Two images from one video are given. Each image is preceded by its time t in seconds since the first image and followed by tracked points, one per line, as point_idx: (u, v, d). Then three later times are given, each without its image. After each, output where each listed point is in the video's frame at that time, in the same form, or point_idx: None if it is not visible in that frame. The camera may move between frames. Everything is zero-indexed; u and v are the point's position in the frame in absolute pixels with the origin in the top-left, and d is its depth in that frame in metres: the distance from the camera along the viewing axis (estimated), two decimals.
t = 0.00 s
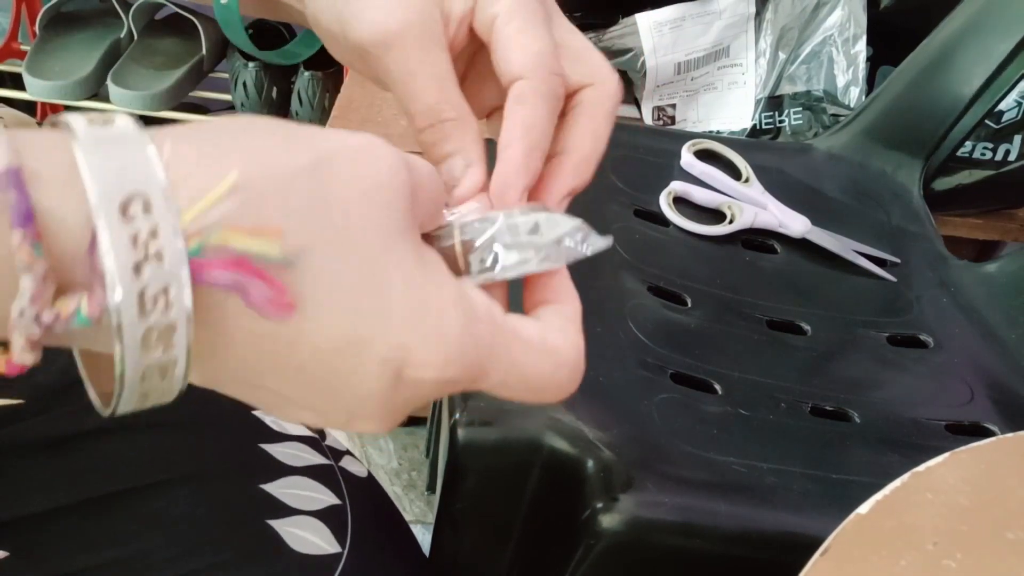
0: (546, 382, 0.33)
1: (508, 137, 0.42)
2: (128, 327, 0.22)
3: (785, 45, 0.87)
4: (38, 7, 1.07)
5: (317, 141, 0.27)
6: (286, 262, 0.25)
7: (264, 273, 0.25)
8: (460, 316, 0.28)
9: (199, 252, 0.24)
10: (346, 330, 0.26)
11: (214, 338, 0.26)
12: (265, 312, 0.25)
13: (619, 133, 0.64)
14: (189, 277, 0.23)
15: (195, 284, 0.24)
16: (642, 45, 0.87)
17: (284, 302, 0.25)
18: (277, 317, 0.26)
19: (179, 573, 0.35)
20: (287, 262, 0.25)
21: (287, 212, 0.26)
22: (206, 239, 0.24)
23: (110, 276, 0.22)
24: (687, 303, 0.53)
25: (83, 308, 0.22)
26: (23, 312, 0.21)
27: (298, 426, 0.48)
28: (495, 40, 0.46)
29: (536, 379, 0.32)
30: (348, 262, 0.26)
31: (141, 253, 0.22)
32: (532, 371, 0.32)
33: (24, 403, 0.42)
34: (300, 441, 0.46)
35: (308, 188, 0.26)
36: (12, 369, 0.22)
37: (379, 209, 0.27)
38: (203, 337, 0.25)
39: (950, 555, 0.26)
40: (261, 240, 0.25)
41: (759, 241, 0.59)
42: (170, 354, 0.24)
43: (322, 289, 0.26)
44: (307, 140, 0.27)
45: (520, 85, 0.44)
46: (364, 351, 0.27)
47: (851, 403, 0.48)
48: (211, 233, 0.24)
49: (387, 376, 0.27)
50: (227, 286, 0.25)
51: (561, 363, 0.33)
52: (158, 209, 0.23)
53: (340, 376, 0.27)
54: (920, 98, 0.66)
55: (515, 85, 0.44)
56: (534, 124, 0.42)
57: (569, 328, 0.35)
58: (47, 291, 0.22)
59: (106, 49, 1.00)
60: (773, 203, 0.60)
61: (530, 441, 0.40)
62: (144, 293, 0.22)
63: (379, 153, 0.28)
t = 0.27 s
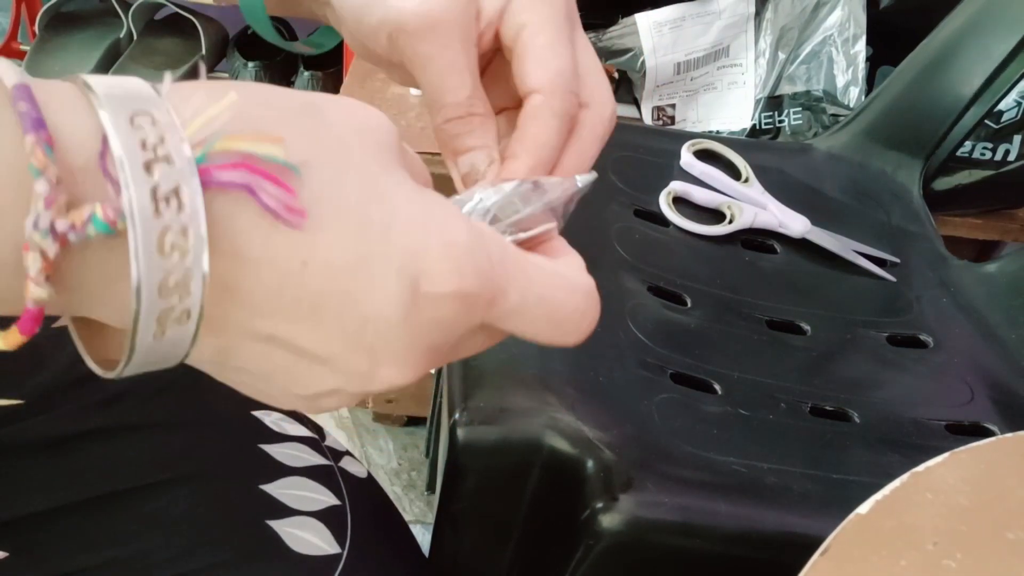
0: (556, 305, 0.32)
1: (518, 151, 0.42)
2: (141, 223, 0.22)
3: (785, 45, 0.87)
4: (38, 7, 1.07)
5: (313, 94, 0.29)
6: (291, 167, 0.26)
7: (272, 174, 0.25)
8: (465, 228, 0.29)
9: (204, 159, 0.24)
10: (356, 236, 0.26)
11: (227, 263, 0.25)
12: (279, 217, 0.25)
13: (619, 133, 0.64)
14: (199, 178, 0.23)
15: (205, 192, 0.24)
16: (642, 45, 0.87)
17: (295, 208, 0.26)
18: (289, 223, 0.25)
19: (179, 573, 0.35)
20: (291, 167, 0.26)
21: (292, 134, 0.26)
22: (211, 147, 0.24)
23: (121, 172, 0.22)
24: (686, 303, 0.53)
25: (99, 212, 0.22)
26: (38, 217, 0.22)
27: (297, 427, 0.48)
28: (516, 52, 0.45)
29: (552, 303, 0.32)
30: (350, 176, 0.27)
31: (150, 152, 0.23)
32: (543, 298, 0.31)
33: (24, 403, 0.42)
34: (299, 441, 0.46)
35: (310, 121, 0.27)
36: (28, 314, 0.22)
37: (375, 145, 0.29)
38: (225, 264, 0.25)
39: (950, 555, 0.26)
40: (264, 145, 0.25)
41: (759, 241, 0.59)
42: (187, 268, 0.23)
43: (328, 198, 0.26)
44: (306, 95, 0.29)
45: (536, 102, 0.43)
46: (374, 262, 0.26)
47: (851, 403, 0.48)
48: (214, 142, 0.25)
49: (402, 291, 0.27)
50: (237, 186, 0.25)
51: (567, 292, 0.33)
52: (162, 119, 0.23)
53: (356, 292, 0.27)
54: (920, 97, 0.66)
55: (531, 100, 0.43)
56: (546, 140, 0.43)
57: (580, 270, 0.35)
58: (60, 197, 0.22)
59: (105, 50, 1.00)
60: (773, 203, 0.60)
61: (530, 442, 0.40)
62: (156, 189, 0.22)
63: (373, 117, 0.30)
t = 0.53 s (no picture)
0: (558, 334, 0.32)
1: (539, 181, 0.41)
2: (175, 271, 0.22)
3: (785, 45, 0.87)
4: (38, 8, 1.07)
5: (326, 124, 0.28)
6: (317, 210, 0.25)
7: (301, 222, 0.25)
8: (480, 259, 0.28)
9: (237, 201, 0.23)
10: (380, 274, 0.25)
11: (253, 301, 0.24)
12: (305, 263, 0.24)
13: (619, 133, 0.64)
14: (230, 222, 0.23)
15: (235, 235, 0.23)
16: (642, 45, 0.87)
17: (320, 254, 0.25)
18: (315, 270, 0.25)
19: (179, 573, 0.35)
20: (318, 210, 0.25)
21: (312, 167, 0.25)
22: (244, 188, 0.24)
23: (155, 218, 0.21)
24: (687, 303, 0.53)
25: (126, 252, 0.21)
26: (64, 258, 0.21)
27: (297, 427, 0.48)
28: (546, 86, 0.43)
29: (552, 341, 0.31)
30: (375, 216, 0.26)
31: (182, 196, 0.22)
32: (543, 332, 0.31)
33: (23, 402, 0.42)
34: (299, 441, 0.46)
35: (326, 152, 0.26)
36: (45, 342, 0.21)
37: (390, 176, 0.28)
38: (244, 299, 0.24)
39: (950, 555, 0.26)
40: (293, 188, 0.25)
41: (759, 241, 0.59)
42: (213, 309, 0.23)
43: (353, 235, 0.25)
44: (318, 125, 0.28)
45: (566, 143, 0.42)
46: (395, 300, 0.25)
47: (851, 403, 0.48)
48: (245, 181, 0.24)
49: (420, 332, 0.26)
50: (263, 233, 0.24)
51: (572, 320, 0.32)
52: (192, 157, 0.23)
53: (377, 327, 0.26)
54: (920, 97, 0.66)
55: (562, 141, 0.42)
56: (569, 178, 0.41)
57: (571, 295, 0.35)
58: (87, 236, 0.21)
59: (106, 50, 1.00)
60: (773, 203, 0.60)
61: (529, 442, 0.40)
62: (189, 237, 0.22)
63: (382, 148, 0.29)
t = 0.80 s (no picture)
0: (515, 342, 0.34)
1: (592, 180, 0.41)
2: (159, 321, 0.21)
3: (785, 45, 0.87)
4: (38, 8, 1.08)
5: (304, 148, 0.28)
6: (292, 256, 0.25)
7: (277, 268, 0.24)
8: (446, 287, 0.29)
9: (217, 250, 0.23)
10: (355, 304, 0.26)
11: (234, 343, 0.24)
12: (278, 309, 0.25)
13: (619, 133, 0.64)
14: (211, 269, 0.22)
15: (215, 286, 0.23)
16: (642, 45, 0.87)
17: (292, 300, 0.25)
18: (284, 314, 0.25)
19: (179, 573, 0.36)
20: (293, 256, 0.25)
21: (291, 201, 0.25)
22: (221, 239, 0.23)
23: (139, 267, 0.20)
24: (687, 303, 0.53)
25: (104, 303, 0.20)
26: (42, 311, 0.20)
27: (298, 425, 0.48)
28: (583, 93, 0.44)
29: (504, 351, 0.33)
30: (352, 251, 0.26)
31: (166, 243, 0.21)
32: (498, 350, 0.32)
33: (22, 405, 0.42)
34: (300, 441, 0.46)
35: (302, 186, 0.26)
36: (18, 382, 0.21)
37: (365, 203, 0.28)
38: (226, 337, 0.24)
39: (950, 555, 0.26)
40: (274, 232, 0.24)
41: (759, 241, 0.59)
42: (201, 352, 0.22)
43: (334, 271, 0.25)
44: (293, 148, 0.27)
45: (614, 143, 0.43)
46: (374, 330, 0.26)
47: (851, 402, 0.48)
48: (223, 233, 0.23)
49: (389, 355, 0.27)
50: (243, 284, 0.24)
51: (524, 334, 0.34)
52: (175, 204, 0.22)
53: (350, 354, 0.26)
54: (920, 97, 0.66)
55: (610, 142, 0.43)
56: (621, 177, 0.42)
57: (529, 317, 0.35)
58: (66, 287, 0.20)
59: (106, 50, 1.00)
60: (773, 203, 0.60)
61: (530, 441, 0.40)
62: (173, 286, 0.21)
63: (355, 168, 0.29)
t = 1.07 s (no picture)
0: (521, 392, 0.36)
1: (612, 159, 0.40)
2: (147, 442, 0.24)
3: (785, 45, 0.88)
4: (38, 8, 1.08)
5: (316, 228, 0.30)
6: (295, 373, 0.28)
7: (267, 384, 0.27)
8: (456, 366, 0.31)
9: (211, 369, 0.26)
10: (359, 399, 0.29)
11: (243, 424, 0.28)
12: (263, 418, 0.28)
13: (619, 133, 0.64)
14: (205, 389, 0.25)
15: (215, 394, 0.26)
16: (642, 46, 0.86)
17: (284, 408, 0.28)
18: (276, 423, 0.28)
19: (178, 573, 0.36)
20: (296, 372, 0.28)
21: (296, 313, 0.27)
22: (221, 357, 0.26)
23: (126, 390, 0.23)
24: (687, 303, 0.53)
25: (88, 427, 0.24)
26: (25, 429, 0.23)
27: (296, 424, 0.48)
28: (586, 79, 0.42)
29: (511, 407, 0.35)
30: (364, 353, 0.29)
31: (157, 373, 0.24)
32: (512, 401, 0.35)
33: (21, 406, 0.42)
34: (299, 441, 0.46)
35: (319, 290, 0.28)
36: None
37: (378, 286, 0.30)
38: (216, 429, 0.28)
39: (950, 555, 0.26)
40: (272, 355, 0.27)
41: (759, 241, 0.59)
42: (189, 464, 0.26)
43: (334, 380, 0.28)
44: (308, 228, 0.29)
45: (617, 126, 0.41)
46: (377, 424, 0.30)
47: (851, 402, 0.48)
48: (225, 352, 0.26)
49: (397, 440, 0.31)
50: (236, 401, 0.27)
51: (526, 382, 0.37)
52: (170, 326, 0.24)
53: (355, 436, 0.30)
54: (920, 97, 0.66)
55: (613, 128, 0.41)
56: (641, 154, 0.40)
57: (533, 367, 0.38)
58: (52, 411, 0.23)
59: (106, 50, 1.01)
60: (773, 203, 0.60)
61: (530, 441, 0.40)
62: (163, 414, 0.24)
63: (366, 232, 0.31)
